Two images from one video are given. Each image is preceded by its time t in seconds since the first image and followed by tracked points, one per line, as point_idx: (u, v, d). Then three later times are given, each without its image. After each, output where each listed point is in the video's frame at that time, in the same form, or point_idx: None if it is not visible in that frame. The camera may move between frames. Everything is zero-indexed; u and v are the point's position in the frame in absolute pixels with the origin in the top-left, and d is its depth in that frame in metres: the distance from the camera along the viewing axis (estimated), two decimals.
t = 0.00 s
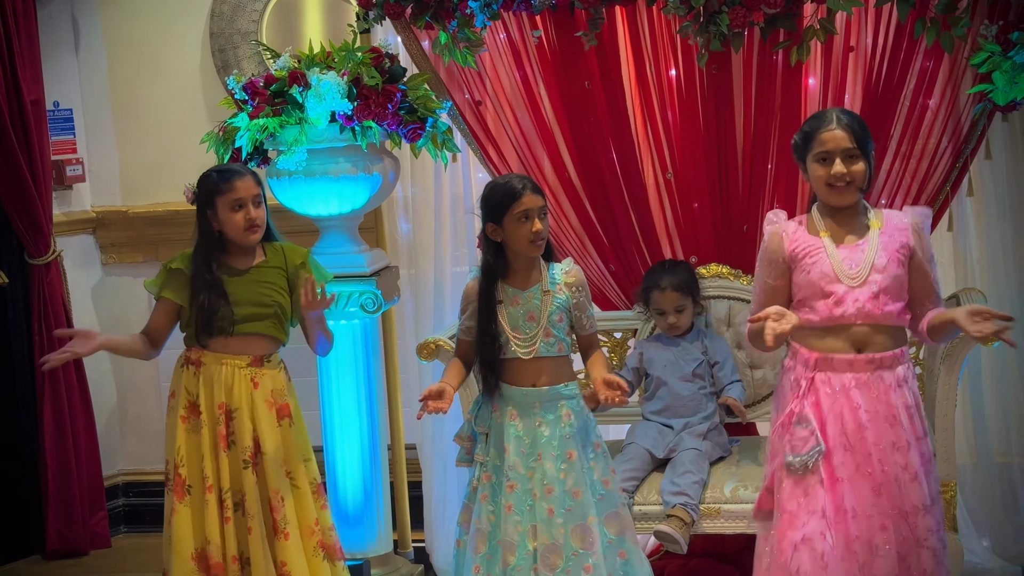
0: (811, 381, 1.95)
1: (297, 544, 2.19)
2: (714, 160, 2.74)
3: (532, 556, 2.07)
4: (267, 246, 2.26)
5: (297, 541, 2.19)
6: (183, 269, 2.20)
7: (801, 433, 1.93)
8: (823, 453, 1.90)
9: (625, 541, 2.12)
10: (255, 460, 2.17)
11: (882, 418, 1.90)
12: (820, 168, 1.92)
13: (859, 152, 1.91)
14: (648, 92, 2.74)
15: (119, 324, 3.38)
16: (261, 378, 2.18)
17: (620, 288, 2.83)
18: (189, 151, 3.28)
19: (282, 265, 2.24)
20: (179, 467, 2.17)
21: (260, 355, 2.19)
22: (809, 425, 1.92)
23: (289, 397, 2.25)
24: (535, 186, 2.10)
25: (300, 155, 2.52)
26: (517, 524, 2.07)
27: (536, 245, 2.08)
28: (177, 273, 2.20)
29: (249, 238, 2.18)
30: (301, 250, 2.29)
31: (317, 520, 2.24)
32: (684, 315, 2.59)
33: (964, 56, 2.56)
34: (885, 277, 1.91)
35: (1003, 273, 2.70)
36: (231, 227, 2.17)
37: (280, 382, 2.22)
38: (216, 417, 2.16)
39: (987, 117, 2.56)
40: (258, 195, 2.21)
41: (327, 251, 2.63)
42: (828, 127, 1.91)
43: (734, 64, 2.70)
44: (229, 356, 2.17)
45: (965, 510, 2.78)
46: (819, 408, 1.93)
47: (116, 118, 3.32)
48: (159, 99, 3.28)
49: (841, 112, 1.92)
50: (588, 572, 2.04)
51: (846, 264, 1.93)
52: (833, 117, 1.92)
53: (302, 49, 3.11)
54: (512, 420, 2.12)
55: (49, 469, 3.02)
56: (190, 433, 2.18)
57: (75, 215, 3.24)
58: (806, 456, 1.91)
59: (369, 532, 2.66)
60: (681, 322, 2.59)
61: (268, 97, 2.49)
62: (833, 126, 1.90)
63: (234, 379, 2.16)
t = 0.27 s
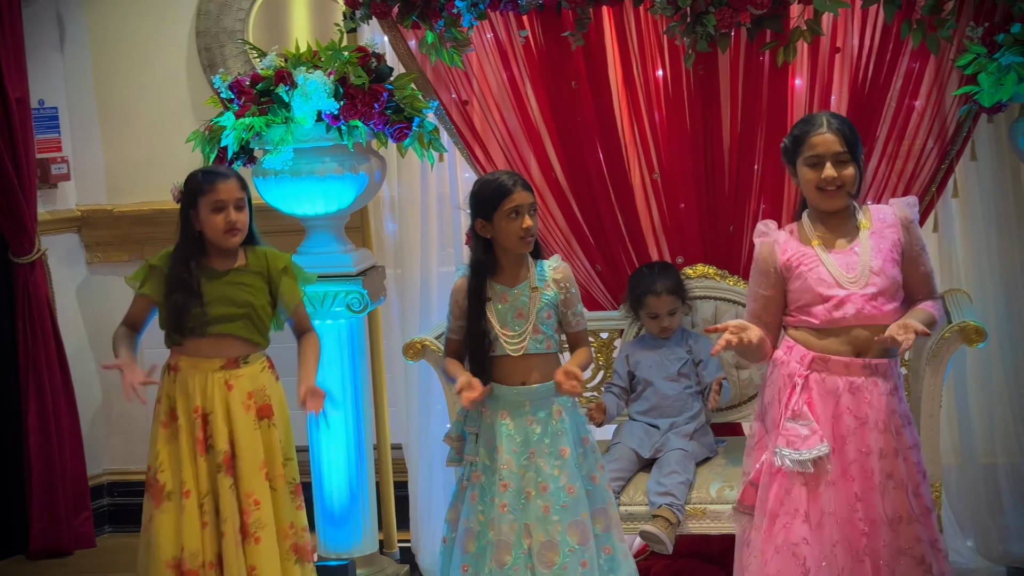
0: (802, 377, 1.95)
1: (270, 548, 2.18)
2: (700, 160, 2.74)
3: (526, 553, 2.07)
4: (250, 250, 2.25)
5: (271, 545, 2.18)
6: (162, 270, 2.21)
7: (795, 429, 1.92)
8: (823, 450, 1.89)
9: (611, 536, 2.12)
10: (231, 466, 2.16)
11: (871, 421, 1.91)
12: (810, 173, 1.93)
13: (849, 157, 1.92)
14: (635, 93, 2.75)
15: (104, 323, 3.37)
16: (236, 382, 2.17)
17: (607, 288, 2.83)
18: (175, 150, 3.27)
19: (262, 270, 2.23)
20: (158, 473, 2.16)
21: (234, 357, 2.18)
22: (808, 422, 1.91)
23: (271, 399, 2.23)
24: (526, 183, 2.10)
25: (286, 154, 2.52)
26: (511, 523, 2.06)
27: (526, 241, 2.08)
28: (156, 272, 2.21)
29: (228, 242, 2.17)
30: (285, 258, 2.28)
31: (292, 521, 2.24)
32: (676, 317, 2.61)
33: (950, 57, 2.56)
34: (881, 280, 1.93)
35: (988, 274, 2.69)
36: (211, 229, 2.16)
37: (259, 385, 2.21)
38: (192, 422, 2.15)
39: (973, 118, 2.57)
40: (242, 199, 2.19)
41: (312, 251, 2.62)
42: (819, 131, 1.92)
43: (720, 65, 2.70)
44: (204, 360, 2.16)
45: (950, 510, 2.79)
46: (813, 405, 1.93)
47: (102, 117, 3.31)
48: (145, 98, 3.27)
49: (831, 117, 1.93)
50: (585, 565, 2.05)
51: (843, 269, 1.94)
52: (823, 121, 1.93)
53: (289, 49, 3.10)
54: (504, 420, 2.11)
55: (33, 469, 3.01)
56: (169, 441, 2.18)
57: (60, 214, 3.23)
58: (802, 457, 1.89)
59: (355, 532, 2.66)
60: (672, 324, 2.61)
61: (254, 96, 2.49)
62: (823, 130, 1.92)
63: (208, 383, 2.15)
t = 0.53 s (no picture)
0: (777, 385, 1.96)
1: (247, 544, 2.17)
2: (682, 159, 2.75)
3: (500, 556, 2.05)
4: (229, 241, 2.24)
5: (248, 538, 2.17)
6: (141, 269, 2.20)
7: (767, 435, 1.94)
8: (789, 453, 1.91)
9: (594, 539, 2.12)
10: (212, 457, 2.15)
11: (849, 419, 1.92)
12: (793, 170, 1.93)
13: (832, 154, 1.92)
14: (617, 92, 2.75)
15: (84, 320, 3.35)
16: (223, 374, 2.17)
17: (588, 287, 2.84)
18: (155, 147, 3.26)
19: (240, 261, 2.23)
20: (135, 463, 2.17)
21: (223, 350, 2.18)
22: (776, 428, 1.94)
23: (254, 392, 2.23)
24: (505, 188, 2.09)
25: (268, 152, 2.51)
26: (484, 524, 2.06)
27: (507, 244, 2.07)
28: (136, 271, 2.20)
29: (200, 236, 2.15)
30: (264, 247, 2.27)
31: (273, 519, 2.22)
32: (657, 318, 2.61)
33: (931, 57, 2.57)
34: (851, 289, 1.93)
35: (967, 273, 2.71)
36: (182, 223, 2.14)
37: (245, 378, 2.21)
38: (177, 412, 2.14)
39: (953, 119, 2.58)
40: (214, 192, 2.18)
41: (293, 249, 2.62)
42: (802, 128, 1.93)
43: (702, 64, 2.71)
44: (193, 351, 2.16)
45: (927, 509, 2.79)
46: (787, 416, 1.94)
47: (82, 114, 3.30)
48: (125, 95, 3.26)
49: (815, 115, 1.94)
50: (559, 570, 2.06)
51: (813, 275, 1.95)
52: (807, 118, 1.94)
53: (271, 46, 3.10)
54: (482, 421, 2.10)
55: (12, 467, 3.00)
56: (148, 435, 2.17)
57: (40, 211, 3.21)
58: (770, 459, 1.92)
59: (336, 531, 2.66)
60: (652, 324, 2.61)
61: (236, 93, 2.50)
62: (806, 126, 1.92)
63: (197, 375, 2.15)
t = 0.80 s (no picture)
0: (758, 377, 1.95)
1: (230, 542, 2.17)
2: (665, 158, 2.75)
3: (486, 552, 2.05)
4: (204, 241, 2.24)
5: (231, 539, 2.17)
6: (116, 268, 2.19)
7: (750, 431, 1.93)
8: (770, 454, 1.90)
9: (575, 535, 2.12)
10: (191, 458, 2.14)
11: (828, 421, 1.93)
12: (767, 160, 1.93)
13: (805, 145, 1.91)
14: (600, 90, 2.75)
15: (66, 318, 3.34)
16: (198, 374, 2.16)
17: (571, 285, 2.85)
18: (138, 145, 3.25)
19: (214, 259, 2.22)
20: (111, 465, 2.17)
21: (197, 349, 2.17)
22: (759, 425, 1.92)
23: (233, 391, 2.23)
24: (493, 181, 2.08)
25: (250, 150, 2.51)
26: (471, 520, 2.06)
27: (492, 238, 2.06)
28: (110, 269, 2.19)
29: (172, 236, 2.14)
30: (239, 245, 2.26)
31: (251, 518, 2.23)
32: (638, 315, 2.61)
33: (912, 58, 2.58)
34: (832, 276, 1.92)
35: (950, 272, 2.72)
36: (153, 224, 2.13)
37: (222, 378, 2.20)
38: (154, 414, 2.14)
39: (935, 119, 2.58)
40: (185, 192, 2.16)
41: (276, 247, 2.61)
42: (776, 119, 1.92)
43: (685, 63, 2.71)
44: (166, 352, 2.15)
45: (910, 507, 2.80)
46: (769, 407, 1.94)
47: (64, 111, 3.29)
48: (107, 92, 3.25)
49: (790, 106, 1.94)
50: (544, 567, 2.04)
51: (795, 262, 1.94)
52: (781, 110, 1.93)
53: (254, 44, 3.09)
54: (468, 418, 2.10)
55: None
56: (124, 434, 2.17)
57: (21, 208, 3.20)
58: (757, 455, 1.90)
59: (318, 529, 2.65)
60: (634, 322, 2.61)
61: (218, 92, 2.49)
62: (780, 118, 1.92)
63: (171, 376, 2.14)
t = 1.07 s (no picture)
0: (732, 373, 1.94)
1: (218, 539, 2.15)
2: (645, 155, 2.75)
3: (466, 550, 2.04)
4: (186, 242, 2.22)
5: (218, 534, 2.16)
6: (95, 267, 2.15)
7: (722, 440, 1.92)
8: (743, 460, 1.88)
9: (557, 534, 2.11)
10: (172, 457, 2.13)
11: (803, 417, 1.91)
12: (744, 170, 1.90)
13: (783, 156, 1.88)
14: (580, 88, 2.75)
15: (43, 316, 3.32)
16: (177, 373, 2.14)
17: (551, 282, 2.85)
18: (116, 141, 3.24)
19: (196, 261, 2.20)
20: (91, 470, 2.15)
21: (176, 348, 2.15)
22: (731, 433, 1.92)
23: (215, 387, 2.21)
24: (470, 181, 2.07)
25: (230, 147, 2.51)
26: (452, 519, 2.04)
27: (469, 239, 2.05)
28: (89, 269, 2.15)
29: (168, 240, 2.13)
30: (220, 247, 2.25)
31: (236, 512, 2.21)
32: (619, 314, 2.60)
33: (891, 55, 2.60)
34: (803, 288, 1.91)
35: (928, 269, 2.72)
36: (150, 227, 2.10)
37: (202, 375, 2.18)
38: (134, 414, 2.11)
39: (913, 116, 2.60)
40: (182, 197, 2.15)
41: (256, 244, 2.61)
42: (754, 129, 1.88)
43: (666, 61, 2.72)
44: (145, 351, 2.13)
45: (889, 503, 2.81)
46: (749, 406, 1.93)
47: (42, 107, 3.27)
48: (86, 88, 3.23)
49: (769, 114, 1.89)
50: (524, 565, 2.04)
51: (768, 272, 1.92)
52: (760, 118, 1.89)
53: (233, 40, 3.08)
54: (445, 416, 2.08)
55: None
56: (103, 437, 2.15)
57: None
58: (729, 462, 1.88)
59: (298, 527, 2.65)
60: (616, 320, 2.60)
61: (197, 87, 2.48)
62: (758, 128, 1.88)
63: (150, 374, 2.12)
